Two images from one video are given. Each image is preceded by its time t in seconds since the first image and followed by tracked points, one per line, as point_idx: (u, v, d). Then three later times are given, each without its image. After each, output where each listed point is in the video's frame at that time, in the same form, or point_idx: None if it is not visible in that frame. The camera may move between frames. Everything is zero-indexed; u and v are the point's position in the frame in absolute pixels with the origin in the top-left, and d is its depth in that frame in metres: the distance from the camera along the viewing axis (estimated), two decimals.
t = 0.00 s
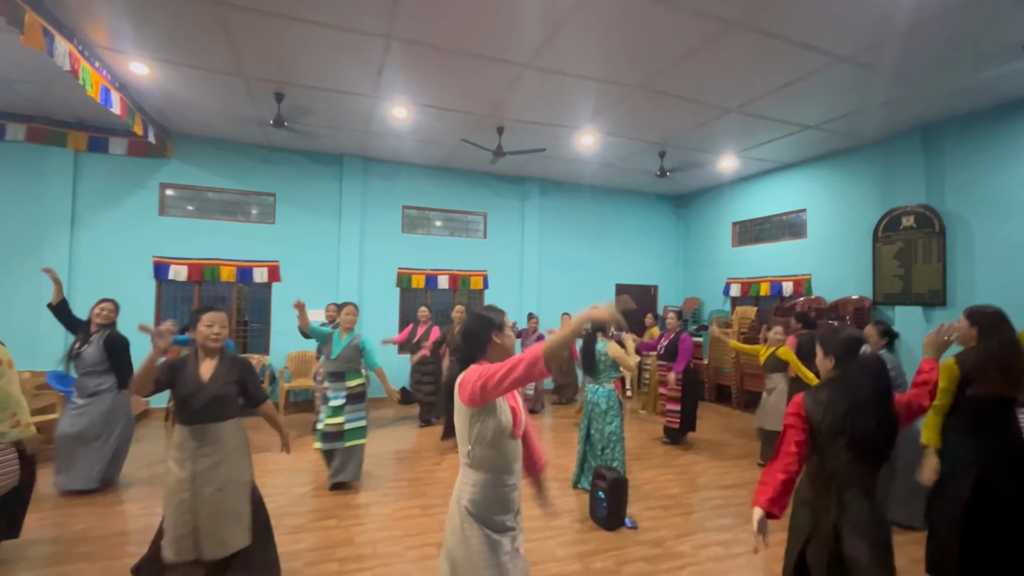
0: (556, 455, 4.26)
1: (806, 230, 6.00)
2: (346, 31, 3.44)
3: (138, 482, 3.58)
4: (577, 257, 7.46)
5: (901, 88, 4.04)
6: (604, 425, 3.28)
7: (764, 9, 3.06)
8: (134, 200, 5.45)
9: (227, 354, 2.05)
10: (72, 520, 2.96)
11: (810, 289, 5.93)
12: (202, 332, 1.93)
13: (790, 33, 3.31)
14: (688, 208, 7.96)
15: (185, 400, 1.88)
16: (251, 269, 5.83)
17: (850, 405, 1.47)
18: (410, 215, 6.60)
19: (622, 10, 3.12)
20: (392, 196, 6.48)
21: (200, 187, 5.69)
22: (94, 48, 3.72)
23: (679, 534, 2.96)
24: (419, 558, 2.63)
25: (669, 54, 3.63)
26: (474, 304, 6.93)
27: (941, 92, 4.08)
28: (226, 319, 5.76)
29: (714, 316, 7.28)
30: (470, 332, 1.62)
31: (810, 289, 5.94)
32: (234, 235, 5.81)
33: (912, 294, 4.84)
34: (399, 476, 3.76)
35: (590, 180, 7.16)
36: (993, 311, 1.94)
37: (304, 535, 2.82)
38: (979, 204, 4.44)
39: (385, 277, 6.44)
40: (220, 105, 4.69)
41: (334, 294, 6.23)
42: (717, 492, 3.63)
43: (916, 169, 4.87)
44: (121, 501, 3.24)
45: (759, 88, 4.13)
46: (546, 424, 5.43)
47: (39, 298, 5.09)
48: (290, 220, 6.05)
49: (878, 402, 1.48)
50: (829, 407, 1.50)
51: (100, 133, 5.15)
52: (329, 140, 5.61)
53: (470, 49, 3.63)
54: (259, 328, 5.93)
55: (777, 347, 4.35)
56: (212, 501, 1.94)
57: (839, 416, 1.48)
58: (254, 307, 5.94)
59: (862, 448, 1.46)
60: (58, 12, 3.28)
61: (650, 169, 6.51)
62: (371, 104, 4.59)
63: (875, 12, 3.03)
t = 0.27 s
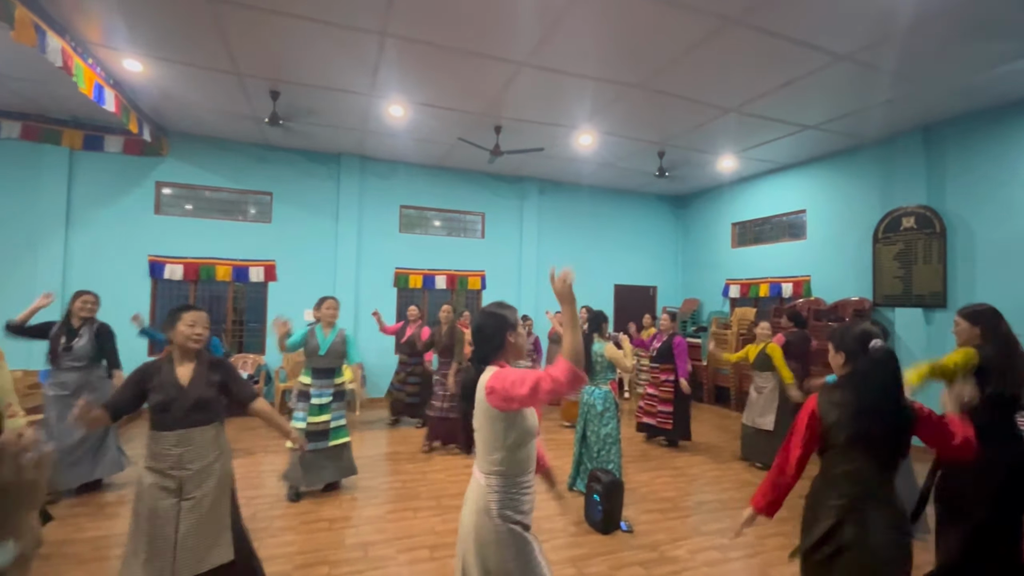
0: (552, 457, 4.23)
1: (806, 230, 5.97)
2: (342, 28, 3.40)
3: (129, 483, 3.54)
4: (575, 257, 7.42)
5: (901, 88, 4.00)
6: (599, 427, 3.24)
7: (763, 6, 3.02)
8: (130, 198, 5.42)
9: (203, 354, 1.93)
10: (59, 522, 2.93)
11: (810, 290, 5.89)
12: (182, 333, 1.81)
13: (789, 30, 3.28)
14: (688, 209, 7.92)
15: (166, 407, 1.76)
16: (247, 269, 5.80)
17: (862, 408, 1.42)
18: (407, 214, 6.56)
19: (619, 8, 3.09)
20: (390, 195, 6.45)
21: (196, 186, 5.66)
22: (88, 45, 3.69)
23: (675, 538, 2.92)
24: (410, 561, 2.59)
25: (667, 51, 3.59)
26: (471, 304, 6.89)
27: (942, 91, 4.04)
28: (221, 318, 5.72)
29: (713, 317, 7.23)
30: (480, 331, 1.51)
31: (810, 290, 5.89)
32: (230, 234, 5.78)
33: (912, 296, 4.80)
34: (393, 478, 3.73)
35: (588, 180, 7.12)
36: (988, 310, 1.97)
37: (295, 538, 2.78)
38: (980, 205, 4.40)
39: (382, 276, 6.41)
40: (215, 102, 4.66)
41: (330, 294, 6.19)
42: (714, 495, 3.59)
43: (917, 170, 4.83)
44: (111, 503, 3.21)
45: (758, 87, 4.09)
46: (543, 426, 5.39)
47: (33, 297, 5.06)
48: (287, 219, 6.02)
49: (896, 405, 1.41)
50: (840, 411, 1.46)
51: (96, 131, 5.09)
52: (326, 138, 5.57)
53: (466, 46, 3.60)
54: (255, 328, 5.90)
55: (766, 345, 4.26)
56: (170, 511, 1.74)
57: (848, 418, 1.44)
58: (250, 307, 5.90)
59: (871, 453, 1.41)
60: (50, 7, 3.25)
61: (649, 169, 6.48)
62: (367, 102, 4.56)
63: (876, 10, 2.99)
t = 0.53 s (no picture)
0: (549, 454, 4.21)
1: (804, 227, 5.94)
2: (337, 18, 3.36)
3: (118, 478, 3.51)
4: (573, 252, 7.39)
5: (902, 82, 3.96)
6: (594, 424, 3.22)
7: None
8: (123, 192, 5.37)
9: (169, 356, 1.85)
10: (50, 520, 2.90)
11: (808, 287, 5.87)
12: (159, 332, 1.73)
13: (789, 23, 3.23)
14: (686, 204, 7.89)
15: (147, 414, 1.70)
16: (242, 263, 5.76)
17: (895, 418, 1.46)
18: (404, 209, 6.52)
19: None
20: (386, 189, 6.41)
21: (190, 179, 5.61)
22: (78, 35, 3.63)
23: (670, 536, 2.91)
24: (403, 558, 2.57)
25: (667, 44, 3.54)
26: (468, 299, 6.86)
27: (943, 86, 4.00)
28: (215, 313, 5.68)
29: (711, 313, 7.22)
30: (496, 332, 1.45)
31: (808, 287, 5.87)
32: (226, 228, 5.74)
33: (910, 293, 4.78)
34: (387, 475, 3.71)
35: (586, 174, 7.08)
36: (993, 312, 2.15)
37: (288, 535, 2.76)
38: (980, 201, 4.37)
39: (378, 271, 6.37)
40: (209, 95, 4.61)
41: (326, 288, 6.15)
42: (709, 493, 3.58)
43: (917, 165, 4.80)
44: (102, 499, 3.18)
45: (758, 81, 4.05)
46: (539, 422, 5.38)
47: (25, 291, 5.01)
48: (282, 213, 5.97)
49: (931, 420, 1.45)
50: (879, 425, 1.50)
51: (89, 123, 5.09)
52: (320, 131, 5.52)
53: (463, 37, 3.55)
54: (250, 323, 5.87)
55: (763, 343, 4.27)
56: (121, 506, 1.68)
57: (882, 428, 1.49)
58: (244, 302, 5.86)
59: (910, 467, 1.42)
60: None
61: (647, 164, 6.44)
62: (362, 94, 4.51)
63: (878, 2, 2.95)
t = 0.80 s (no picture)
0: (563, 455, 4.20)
1: (826, 226, 5.81)
2: (353, 20, 3.38)
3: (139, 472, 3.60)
4: (588, 252, 7.35)
5: (929, 76, 3.84)
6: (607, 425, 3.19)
7: None
8: (147, 193, 5.50)
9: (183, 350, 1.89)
10: (76, 512, 2.99)
11: (829, 287, 5.74)
12: (184, 326, 1.79)
13: (810, 16, 3.16)
14: (703, 203, 7.78)
15: (162, 404, 1.72)
16: (261, 262, 5.86)
17: (949, 414, 1.45)
18: (419, 209, 6.55)
19: None
20: (402, 189, 6.45)
21: (211, 180, 5.72)
22: (103, 40, 3.72)
23: (684, 539, 2.87)
24: (415, 556, 2.58)
25: (683, 40, 3.50)
26: (483, 299, 6.88)
27: (973, 79, 3.87)
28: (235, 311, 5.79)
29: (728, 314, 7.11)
30: (535, 328, 1.40)
31: (829, 287, 5.74)
32: (245, 228, 5.84)
33: (937, 294, 4.64)
34: (400, 473, 3.73)
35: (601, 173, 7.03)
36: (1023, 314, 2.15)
37: (304, 531, 2.80)
38: (1012, 198, 4.22)
39: (394, 271, 6.42)
40: (230, 97, 4.69)
41: (342, 287, 6.22)
42: (726, 496, 3.53)
43: (944, 162, 4.66)
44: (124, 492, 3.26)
45: (778, 77, 3.97)
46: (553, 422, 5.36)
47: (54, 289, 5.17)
48: (300, 213, 6.05)
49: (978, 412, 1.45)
50: (932, 421, 1.48)
51: (115, 126, 5.22)
52: (336, 132, 5.58)
53: (477, 37, 3.55)
54: (269, 321, 5.96)
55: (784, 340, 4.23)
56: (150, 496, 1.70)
57: (936, 426, 1.47)
58: (263, 300, 5.96)
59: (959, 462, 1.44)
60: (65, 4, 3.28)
61: (663, 163, 6.37)
62: (378, 95, 4.54)
63: None
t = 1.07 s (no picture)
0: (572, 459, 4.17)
1: (843, 227, 5.70)
2: (364, 24, 3.41)
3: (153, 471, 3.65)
4: (600, 254, 7.31)
5: (949, 74, 3.75)
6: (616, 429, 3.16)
7: None
8: (164, 196, 5.60)
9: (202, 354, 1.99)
10: (91, 509, 3.04)
11: (846, 290, 5.62)
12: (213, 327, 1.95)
13: (824, 14, 3.10)
14: (717, 205, 7.69)
15: (189, 403, 1.82)
16: (275, 264, 5.92)
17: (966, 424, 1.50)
18: (430, 211, 6.57)
19: None
20: (413, 191, 6.48)
21: (226, 183, 5.80)
22: (121, 46, 3.80)
23: (695, 547, 2.82)
24: (422, 558, 2.57)
25: (694, 40, 3.46)
26: (494, 301, 6.87)
27: (994, 77, 3.77)
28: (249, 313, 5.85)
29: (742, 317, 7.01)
30: (547, 335, 1.44)
31: (846, 290, 5.62)
32: (259, 231, 5.91)
33: (958, 297, 4.52)
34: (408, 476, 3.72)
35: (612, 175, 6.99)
36: None
37: (311, 532, 2.80)
38: None
39: (405, 273, 6.44)
40: (244, 102, 4.76)
41: (354, 289, 6.26)
42: (738, 502, 3.46)
43: (965, 162, 4.54)
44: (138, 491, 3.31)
45: (792, 76, 3.91)
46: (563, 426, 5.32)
47: (74, 290, 5.28)
48: (312, 216, 6.11)
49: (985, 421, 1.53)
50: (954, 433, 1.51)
51: (134, 131, 5.33)
52: (347, 135, 5.63)
53: (487, 39, 3.55)
54: (282, 322, 6.03)
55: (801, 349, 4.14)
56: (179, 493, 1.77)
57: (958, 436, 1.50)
58: (276, 302, 6.02)
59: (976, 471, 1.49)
60: (84, 11, 3.36)
61: (676, 164, 6.31)
62: (388, 98, 4.57)
63: None
